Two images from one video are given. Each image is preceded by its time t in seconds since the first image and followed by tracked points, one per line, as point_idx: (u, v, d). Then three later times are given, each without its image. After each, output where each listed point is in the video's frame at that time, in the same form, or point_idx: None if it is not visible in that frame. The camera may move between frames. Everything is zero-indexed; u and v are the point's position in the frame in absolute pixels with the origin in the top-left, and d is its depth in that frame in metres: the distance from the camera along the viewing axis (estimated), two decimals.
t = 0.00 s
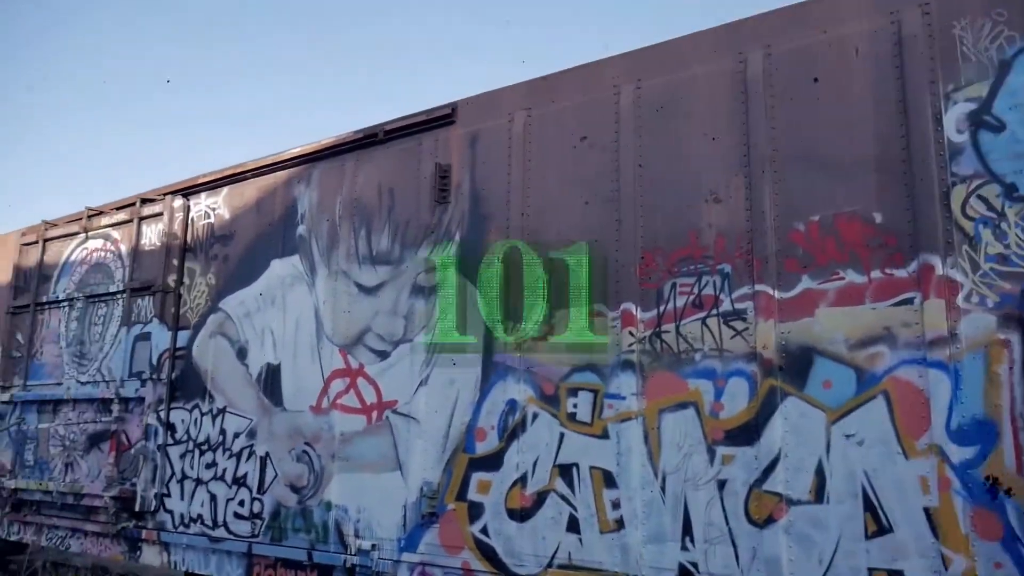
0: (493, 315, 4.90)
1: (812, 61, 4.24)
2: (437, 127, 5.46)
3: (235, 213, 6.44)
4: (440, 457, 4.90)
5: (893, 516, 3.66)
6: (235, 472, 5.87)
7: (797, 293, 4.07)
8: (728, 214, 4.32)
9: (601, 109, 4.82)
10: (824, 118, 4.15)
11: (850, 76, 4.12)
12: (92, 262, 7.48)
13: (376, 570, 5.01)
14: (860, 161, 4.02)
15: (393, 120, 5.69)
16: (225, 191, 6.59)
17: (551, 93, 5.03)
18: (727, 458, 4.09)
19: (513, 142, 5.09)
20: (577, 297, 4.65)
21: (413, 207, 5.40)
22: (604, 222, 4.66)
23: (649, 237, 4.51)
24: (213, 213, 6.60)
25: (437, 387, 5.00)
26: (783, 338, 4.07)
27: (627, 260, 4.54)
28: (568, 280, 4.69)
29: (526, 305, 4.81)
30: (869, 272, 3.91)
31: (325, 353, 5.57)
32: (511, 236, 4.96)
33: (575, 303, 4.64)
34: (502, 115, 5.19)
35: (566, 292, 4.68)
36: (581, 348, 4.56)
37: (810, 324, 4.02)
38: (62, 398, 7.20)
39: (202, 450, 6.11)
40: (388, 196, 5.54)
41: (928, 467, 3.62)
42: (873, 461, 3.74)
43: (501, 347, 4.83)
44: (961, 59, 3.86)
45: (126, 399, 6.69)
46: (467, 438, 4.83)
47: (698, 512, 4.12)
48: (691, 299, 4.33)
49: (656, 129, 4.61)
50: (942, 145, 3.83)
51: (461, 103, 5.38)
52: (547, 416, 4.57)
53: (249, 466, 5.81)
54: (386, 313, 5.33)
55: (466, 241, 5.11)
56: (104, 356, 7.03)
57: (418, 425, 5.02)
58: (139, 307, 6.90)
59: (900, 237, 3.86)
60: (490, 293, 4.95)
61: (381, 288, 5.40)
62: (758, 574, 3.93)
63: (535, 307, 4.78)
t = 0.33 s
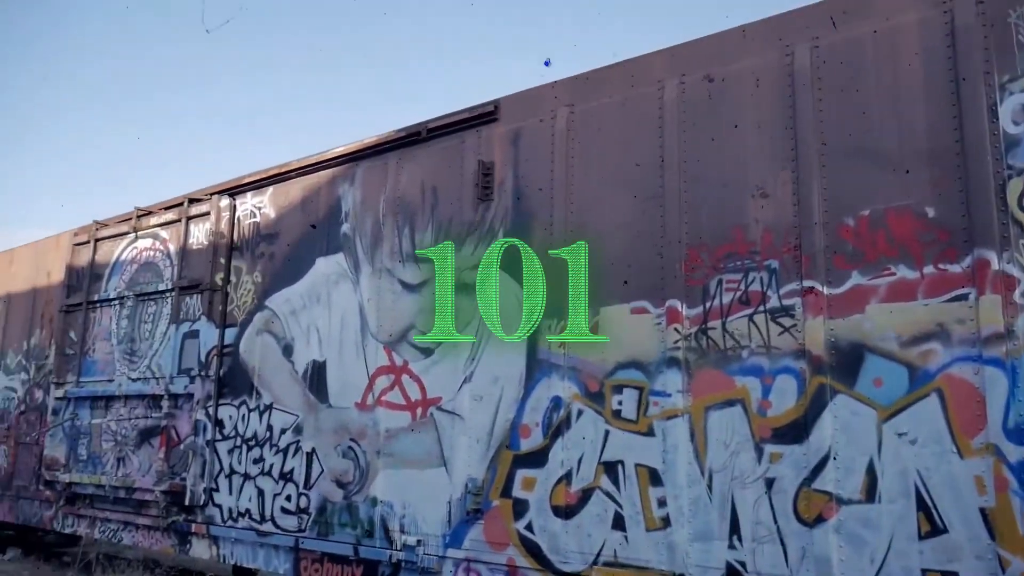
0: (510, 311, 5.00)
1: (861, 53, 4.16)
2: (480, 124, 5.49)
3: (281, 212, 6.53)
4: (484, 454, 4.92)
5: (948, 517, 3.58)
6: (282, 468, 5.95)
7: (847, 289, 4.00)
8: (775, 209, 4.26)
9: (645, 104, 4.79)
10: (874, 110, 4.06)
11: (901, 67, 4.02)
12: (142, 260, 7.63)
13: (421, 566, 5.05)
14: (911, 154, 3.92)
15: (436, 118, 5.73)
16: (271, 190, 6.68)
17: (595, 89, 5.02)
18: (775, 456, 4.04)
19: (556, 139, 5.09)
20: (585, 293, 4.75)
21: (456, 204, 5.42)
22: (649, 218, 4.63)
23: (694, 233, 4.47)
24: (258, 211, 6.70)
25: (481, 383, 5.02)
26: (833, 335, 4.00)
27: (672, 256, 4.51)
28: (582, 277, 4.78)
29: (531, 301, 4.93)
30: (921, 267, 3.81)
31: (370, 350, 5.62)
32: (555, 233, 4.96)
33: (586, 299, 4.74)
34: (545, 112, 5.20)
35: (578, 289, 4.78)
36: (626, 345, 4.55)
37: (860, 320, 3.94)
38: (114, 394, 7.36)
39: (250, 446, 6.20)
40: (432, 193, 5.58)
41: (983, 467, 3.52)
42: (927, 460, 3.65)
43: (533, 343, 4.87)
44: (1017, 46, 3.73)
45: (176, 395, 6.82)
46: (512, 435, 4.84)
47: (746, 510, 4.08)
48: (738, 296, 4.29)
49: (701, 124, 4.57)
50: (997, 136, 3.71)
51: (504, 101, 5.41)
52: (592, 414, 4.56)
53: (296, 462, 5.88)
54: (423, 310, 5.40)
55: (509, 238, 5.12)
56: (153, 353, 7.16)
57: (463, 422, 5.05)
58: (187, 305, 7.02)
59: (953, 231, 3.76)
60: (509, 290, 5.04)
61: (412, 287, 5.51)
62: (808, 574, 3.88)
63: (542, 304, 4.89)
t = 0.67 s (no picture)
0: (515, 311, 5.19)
1: (921, 44, 4.03)
2: (529, 122, 5.49)
3: (331, 210, 6.61)
4: (534, 452, 4.92)
5: (1012, 519, 3.46)
6: (333, 463, 6.02)
7: (905, 285, 3.89)
8: (830, 204, 4.18)
9: (695, 99, 4.75)
10: (933, 102, 3.94)
11: (962, 59, 3.89)
12: (196, 259, 7.78)
13: (470, 562, 5.07)
14: (973, 147, 3.79)
15: (484, 115, 5.74)
16: (321, 188, 6.78)
17: (645, 85, 5.00)
18: (830, 455, 3.96)
19: (606, 136, 5.08)
20: (585, 290, 4.94)
21: (505, 201, 5.44)
22: (700, 214, 4.59)
23: (746, 229, 4.41)
24: (309, 210, 6.79)
25: (531, 380, 5.02)
26: (890, 333, 3.89)
27: (724, 253, 4.46)
28: (582, 275, 4.96)
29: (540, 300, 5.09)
30: (983, 263, 3.69)
31: (419, 348, 5.66)
32: (604, 229, 4.94)
33: (586, 296, 4.92)
34: (594, 108, 5.19)
35: (578, 287, 4.96)
36: (678, 343, 4.51)
37: (919, 317, 3.83)
38: (169, 389, 7.52)
39: (301, 441, 6.29)
40: (480, 191, 5.61)
41: None
42: (990, 461, 3.54)
43: (574, 341, 4.89)
44: None
45: (229, 391, 6.95)
46: (561, 433, 4.83)
47: (800, 510, 4.01)
48: (791, 293, 4.22)
49: (753, 119, 4.51)
50: None
51: (553, 98, 5.40)
52: (642, 412, 4.54)
53: (346, 457, 5.95)
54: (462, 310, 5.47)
55: (560, 235, 5.13)
56: (207, 350, 7.30)
57: (512, 419, 5.06)
58: (240, 302, 7.14)
59: (1018, 226, 3.63)
60: (516, 288, 5.22)
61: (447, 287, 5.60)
62: None
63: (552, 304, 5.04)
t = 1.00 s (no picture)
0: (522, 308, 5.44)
1: (986, 30, 3.90)
2: (581, 119, 5.49)
3: (385, 211, 6.70)
4: (590, 449, 4.92)
5: None
6: (391, 461, 6.10)
7: (972, 278, 3.76)
8: (892, 195, 4.08)
9: (751, 92, 4.69)
10: (1001, 90, 3.81)
11: None
12: (254, 260, 7.94)
13: (529, 559, 5.09)
14: None
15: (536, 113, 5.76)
16: (375, 189, 6.86)
17: (698, 79, 4.95)
18: (895, 452, 3.87)
19: (659, 131, 5.05)
20: (585, 289, 5.16)
21: (558, 199, 5.44)
22: (756, 208, 4.53)
23: (805, 223, 4.35)
24: (363, 211, 6.89)
25: (586, 377, 5.02)
26: (957, 327, 3.77)
27: (782, 247, 4.40)
28: (581, 275, 5.18)
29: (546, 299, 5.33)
30: None
31: (474, 346, 5.70)
32: (659, 225, 4.91)
33: (585, 296, 5.14)
34: (647, 103, 5.16)
35: (578, 285, 5.19)
36: (736, 339, 4.47)
37: (987, 311, 3.70)
38: (230, 389, 7.69)
39: (358, 440, 6.38)
40: (532, 189, 5.62)
41: None
42: None
43: (630, 339, 4.88)
44: None
45: (288, 390, 7.08)
46: (618, 430, 4.83)
47: (865, 508, 3.93)
48: (853, 287, 4.14)
49: (811, 111, 4.43)
50: None
51: (604, 94, 5.39)
52: (700, 409, 4.50)
53: (403, 455, 6.01)
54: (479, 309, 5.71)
55: (613, 232, 5.11)
56: (265, 350, 7.44)
57: (568, 417, 5.07)
58: (297, 302, 7.27)
59: None
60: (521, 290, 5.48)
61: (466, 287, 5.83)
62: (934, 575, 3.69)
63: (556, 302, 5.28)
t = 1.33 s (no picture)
0: (525, 307, 5.83)
1: None
2: (636, 113, 5.45)
3: (441, 211, 6.75)
4: (653, 446, 4.89)
5: None
6: (452, 460, 6.14)
7: None
8: (961, 181, 3.95)
9: (810, 80, 4.60)
10: None
11: None
12: (313, 263, 8.07)
13: (593, 557, 5.08)
14: None
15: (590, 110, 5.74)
16: (430, 190, 6.93)
17: (755, 69, 4.88)
18: (971, 447, 3.74)
19: (716, 123, 4.99)
20: (585, 288, 5.47)
21: (615, 195, 5.42)
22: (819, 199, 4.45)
23: (870, 212, 4.24)
24: (420, 212, 6.96)
25: (647, 374, 4.99)
26: None
27: (846, 237, 4.31)
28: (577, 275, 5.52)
29: (549, 297, 5.67)
30: None
31: (533, 344, 5.71)
32: (717, 219, 4.86)
33: (579, 296, 5.48)
34: (703, 95, 5.10)
35: (579, 284, 5.51)
36: (800, 332, 4.39)
37: None
38: (292, 390, 7.84)
39: (420, 439, 6.44)
40: (588, 186, 5.60)
41: None
42: None
43: (692, 334, 4.82)
44: None
45: (349, 390, 7.19)
46: (680, 426, 4.78)
47: (940, 504, 3.81)
48: (922, 277, 4.02)
49: (874, 97, 4.33)
50: None
51: (659, 87, 5.34)
52: (765, 404, 4.43)
53: (465, 454, 6.05)
54: (486, 307, 6.14)
55: (672, 226, 5.07)
56: (326, 351, 7.57)
57: (629, 413, 5.04)
58: (356, 304, 7.37)
59: None
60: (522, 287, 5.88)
61: (477, 287, 6.23)
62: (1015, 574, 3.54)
63: (559, 301, 5.61)
